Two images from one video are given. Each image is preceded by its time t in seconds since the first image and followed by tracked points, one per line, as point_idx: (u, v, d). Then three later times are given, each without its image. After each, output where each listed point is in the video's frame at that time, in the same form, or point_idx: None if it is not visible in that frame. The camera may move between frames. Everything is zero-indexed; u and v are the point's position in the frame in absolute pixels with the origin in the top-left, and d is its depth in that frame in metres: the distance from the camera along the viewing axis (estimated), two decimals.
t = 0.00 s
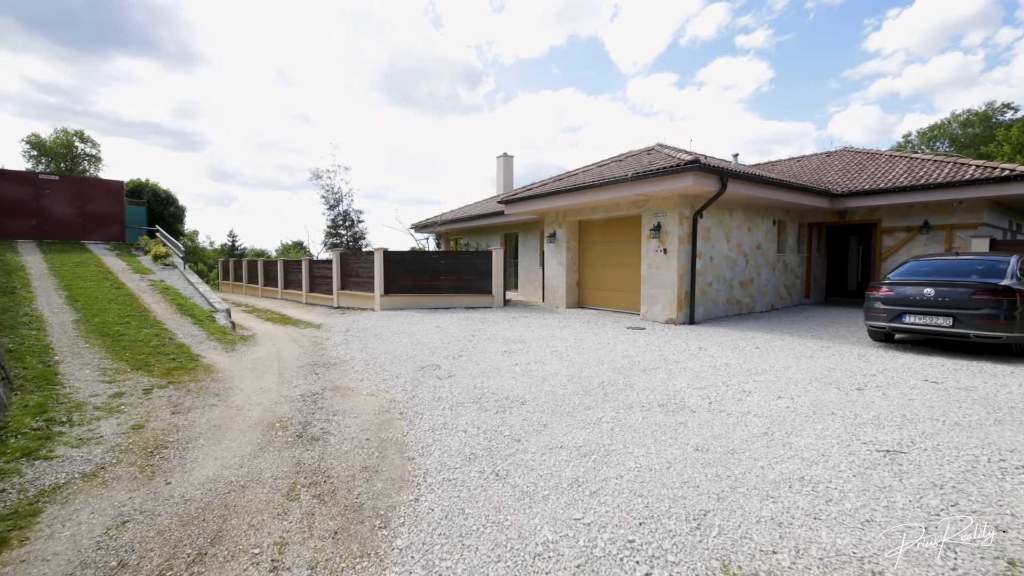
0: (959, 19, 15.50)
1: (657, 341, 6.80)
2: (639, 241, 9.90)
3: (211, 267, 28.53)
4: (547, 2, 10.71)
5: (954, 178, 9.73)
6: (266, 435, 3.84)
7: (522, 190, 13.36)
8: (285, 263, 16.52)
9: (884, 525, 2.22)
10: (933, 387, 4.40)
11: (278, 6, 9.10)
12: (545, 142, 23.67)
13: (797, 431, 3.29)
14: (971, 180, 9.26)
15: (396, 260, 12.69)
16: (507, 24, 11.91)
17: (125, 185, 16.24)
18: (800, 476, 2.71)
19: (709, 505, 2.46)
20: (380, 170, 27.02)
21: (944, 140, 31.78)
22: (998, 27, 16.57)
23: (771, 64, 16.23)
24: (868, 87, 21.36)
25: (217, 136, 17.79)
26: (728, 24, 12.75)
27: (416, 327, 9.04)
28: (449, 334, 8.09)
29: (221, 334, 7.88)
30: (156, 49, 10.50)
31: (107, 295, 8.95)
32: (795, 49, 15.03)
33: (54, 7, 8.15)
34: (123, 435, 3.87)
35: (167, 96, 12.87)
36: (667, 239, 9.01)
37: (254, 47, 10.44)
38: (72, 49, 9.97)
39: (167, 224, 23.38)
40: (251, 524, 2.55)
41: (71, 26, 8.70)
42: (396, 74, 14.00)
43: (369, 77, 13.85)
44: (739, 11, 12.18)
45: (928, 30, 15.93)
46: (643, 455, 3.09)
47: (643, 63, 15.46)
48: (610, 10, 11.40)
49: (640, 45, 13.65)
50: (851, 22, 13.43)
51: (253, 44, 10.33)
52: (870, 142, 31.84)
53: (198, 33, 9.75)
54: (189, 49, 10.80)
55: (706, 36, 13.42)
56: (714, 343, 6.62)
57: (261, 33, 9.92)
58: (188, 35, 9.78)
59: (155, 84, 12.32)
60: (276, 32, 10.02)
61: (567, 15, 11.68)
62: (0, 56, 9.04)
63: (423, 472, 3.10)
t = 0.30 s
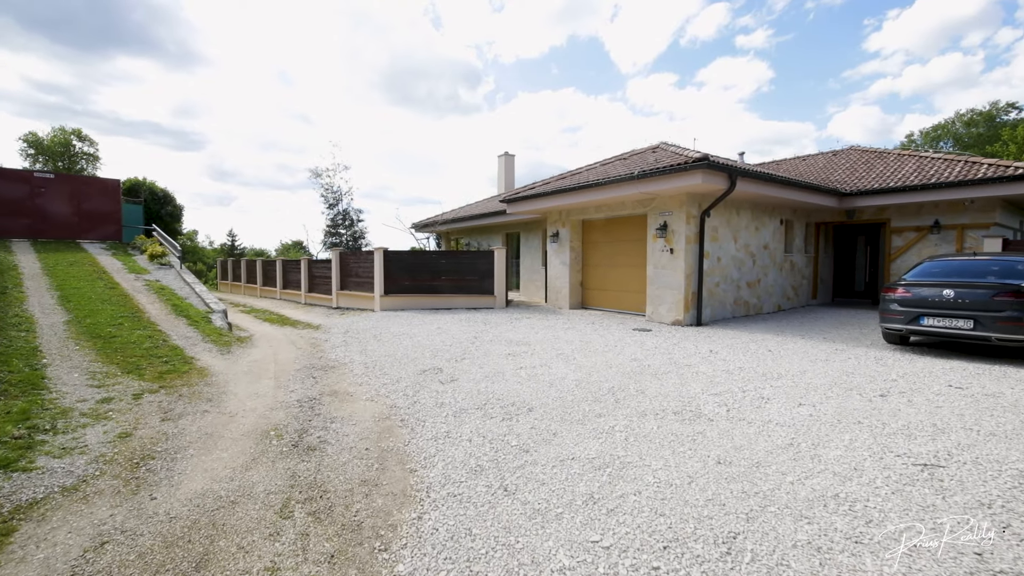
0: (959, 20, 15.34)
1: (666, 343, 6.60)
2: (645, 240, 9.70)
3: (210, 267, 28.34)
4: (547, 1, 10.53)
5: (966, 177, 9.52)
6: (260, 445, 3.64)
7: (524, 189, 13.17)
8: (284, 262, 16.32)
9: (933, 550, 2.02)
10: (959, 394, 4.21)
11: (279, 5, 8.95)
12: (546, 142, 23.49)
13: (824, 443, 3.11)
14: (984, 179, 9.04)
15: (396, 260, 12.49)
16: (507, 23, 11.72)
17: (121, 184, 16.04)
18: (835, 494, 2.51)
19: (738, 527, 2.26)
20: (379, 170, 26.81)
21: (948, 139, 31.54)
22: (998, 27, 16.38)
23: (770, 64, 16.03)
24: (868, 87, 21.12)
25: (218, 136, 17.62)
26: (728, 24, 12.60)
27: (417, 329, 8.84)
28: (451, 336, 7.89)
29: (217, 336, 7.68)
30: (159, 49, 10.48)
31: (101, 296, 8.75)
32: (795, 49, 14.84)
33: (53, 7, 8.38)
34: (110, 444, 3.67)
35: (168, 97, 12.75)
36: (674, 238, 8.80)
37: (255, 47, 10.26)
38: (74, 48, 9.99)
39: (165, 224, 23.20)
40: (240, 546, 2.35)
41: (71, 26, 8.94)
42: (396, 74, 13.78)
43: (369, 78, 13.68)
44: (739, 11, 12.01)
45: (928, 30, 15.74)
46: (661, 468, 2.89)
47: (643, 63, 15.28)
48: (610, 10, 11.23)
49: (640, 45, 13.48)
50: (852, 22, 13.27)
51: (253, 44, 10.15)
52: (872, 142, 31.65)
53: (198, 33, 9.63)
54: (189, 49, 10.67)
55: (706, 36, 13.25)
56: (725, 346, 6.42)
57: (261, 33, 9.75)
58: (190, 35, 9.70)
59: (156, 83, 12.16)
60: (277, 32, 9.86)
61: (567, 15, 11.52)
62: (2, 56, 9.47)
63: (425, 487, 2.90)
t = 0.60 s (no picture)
0: (957, 20, 15.18)
1: (675, 346, 6.41)
2: (651, 240, 9.50)
3: (209, 266, 28.12)
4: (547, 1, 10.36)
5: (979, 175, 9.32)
6: (253, 456, 3.43)
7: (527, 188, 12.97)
8: (283, 262, 16.12)
9: None
10: (989, 400, 4.02)
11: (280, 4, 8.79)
12: (546, 142, 23.32)
13: (857, 456, 2.92)
14: (997, 178, 8.84)
15: (396, 260, 12.29)
16: (507, 23, 11.55)
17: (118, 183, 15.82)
18: (876, 515, 2.32)
19: (775, 553, 2.06)
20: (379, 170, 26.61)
21: (950, 139, 31.37)
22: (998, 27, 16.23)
23: (769, 64, 15.86)
24: (869, 87, 20.94)
25: (218, 136, 17.41)
26: (729, 24, 12.46)
27: (418, 330, 8.64)
28: (453, 338, 7.69)
29: (212, 337, 7.48)
30: (160, 49, 10.30)
31: (93, 297, 8.54)
32: (795, 49, 14.69)
33: (54, 7, 8.04)
34: (95, 455, 3.47)
35: (169, 96, 12.61)
36: (681, 238, 8.60)
37: (255, 47, 10.07)
38: (73, 49, 9.85)
39: (162, 223, 22.98)
40: (227, 573, 2.14)
41: (72, 26, 8.62)
42: (396, 74, 13.58)
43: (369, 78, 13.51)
44: (738, 10, 11.88)
45: (928, 30, 15.58)
46: (684, 484, 2.69)
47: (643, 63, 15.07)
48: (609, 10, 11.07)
49: (640, 45, 13.32)
50: (851, 22, 13.14)
51: (253, 44, 9.97)
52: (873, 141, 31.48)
53: (199, 34, 9.51)
54: (190, 50, 10.51)
55: (705, 36, 13.09)
56: (737, 349, 6.22)
57: (261, 32, 9.57)
58: (191, 35, 9.53)
59: (156, 83, 11.97)
60: (278, 31, 9.69)
61: (566, 15, 11.36)
62: None
63: (429, 504, 2.69)
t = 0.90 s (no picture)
0: (956, 20, 15.00)
1: (684, 349, 6.21)
2: (657, 240, 9.30)
3: (207, 267, 27.95)
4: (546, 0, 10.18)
5: (992, 173, 9.11)
6: (246, 469, 3.23)
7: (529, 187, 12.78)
8: (282, 262, 15.93)
9: None
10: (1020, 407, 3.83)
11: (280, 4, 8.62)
12: (546, 142, 23.14)
13: (893, 471, 2.74)
14: (1011, 176, 8.64)
15: (396, 260, 12.09)
16: (507, 23, 11.35)
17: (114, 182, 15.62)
18: (922, 538, 2.15)
19: None
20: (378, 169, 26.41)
21: (954, 137, 31.14)
22: (997, 27, 16.00)
23: (769, 64, 15.68)
24: (869, 87, 20.72)
25: (218, 136, 17.22)
26: (728, 23, 12.29)
27: (418, 332, 8.45)
28: (455, 340, 7.49)
29: (208, 340, 7.28)
30: (159, 49, 10.13)
31: (87, 298, 8.34)
32: (794, 49, 14.51)
33: (53, 7, 8.04)
34: (78, 467, 3.26)
35: (169, 97, 12.30)
36: (688, 237, 8.41)
37: (256, 47, 9.88)
38: (70, 48, 9.68)
39: (160, 223, 22.79)
40: None
41: (72, 26, 8.51)
42: (396, 74, 13.37)
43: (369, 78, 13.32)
44: (738, 10, 11.71)
45: (927, 30, 15.38)
46: (709, 502, 2.50)
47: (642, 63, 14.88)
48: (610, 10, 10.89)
49: (640, 45, 13.14)
50: (851, 22, 12.96)
51: (253, 44, 9.77)
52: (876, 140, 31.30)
53: (199, 34, 9.32)
54: (190, 49, 10.26)
55: (704, 36, 12.90)
56: (749, 352, 6.03)
57: (261, 33, 9.39)
58: (190, 35, 9.34)
59: (156, 83, 11.78)
60: (278, 32, 9.50)
61: (565, 16, 11.18)
62: None
63: (434, 524, 2.49)
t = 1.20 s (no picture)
0: (957, 20, 14.73)
1: (696, 352, 6.01)
2: (663, 239, 9.12)
3: (207, 267, 27.75)
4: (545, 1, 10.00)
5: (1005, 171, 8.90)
6: (239, 483, 3.03)
7: (531, 186, 12.58)
8: (282, 262, 15.74)
9: None
10: None
11: (280, 4, 8.46)
12: (546, 142, 22.95)
13: (933, 487, 2.57)
14: None
15: (398, 261, 11.90)
16: (507, 24, 11.17)
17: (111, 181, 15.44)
18: (976, 564, 1.96)
19: None
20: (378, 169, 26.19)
21: (959, 136, 30.91)
22: (997, 26, 15.76)
23: (770, 64, 15.48)
24: (869, 87, 20.44)
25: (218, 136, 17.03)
26: (728, 24, 12.13)
27: (420, 334, 8.25)
28: (458, 342, 7.28)
29: (204, 343, 7.07)
30: (160, 50, 10.00)
31: (81, 298, 8.16)
32: (795, 49, 14.31)
33: (54, 7, 8.19)
34: (61, 481, 3.06)
35: (169, 97, 12.08)
36: (697, 236, 8.22)
37: (256, 48, 9.72)
38: (74, 48, 9.66)
39: (157, 222, 22.58)
40: None
41: (74, 25, 8.51)
42: (396, 74, 13.16)
43: (369, 78, 13.15)
44: (737, 11, 11.54)
45: (928, 30, 15.14)
46: (740, 523, 2.31)
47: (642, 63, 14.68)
48: (608, 11, 10.73)
49: (640, 45, 12.95)
50: (850, 22, 12.80)
51: (253, 44, 9.59)
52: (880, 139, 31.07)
53: (199, 34, 9.14)
54: (190, 49, 10.07)
55: (705, 36, 12.72)
56: (763, 355, 5.83)
57: (261, 33, 9.21)
58: (191, 36, 9.20)
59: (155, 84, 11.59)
60: (279, 32, 9.33)
61: (565, 16, 10.99)
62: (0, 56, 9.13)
63: (441, 547, 2.29)
